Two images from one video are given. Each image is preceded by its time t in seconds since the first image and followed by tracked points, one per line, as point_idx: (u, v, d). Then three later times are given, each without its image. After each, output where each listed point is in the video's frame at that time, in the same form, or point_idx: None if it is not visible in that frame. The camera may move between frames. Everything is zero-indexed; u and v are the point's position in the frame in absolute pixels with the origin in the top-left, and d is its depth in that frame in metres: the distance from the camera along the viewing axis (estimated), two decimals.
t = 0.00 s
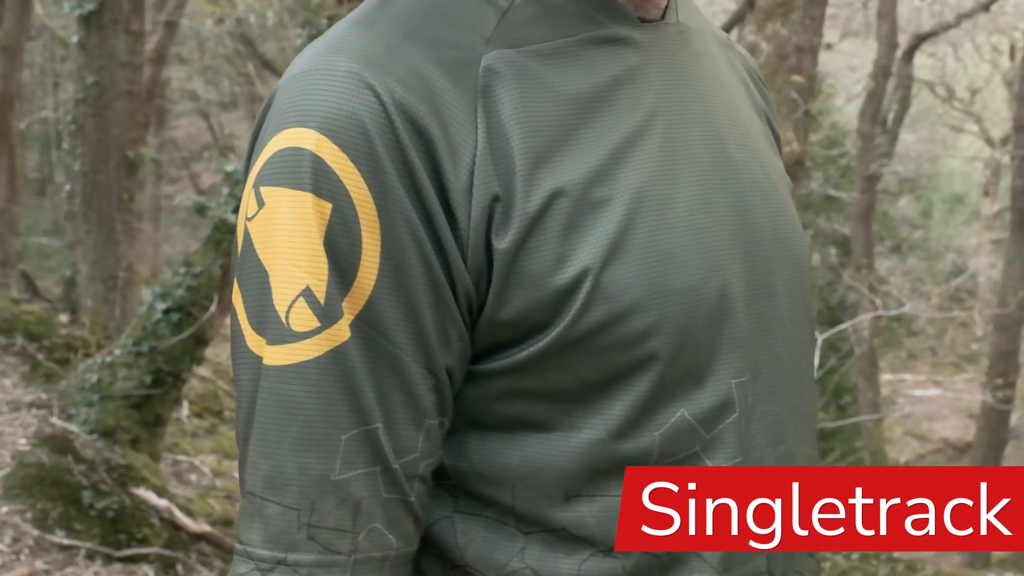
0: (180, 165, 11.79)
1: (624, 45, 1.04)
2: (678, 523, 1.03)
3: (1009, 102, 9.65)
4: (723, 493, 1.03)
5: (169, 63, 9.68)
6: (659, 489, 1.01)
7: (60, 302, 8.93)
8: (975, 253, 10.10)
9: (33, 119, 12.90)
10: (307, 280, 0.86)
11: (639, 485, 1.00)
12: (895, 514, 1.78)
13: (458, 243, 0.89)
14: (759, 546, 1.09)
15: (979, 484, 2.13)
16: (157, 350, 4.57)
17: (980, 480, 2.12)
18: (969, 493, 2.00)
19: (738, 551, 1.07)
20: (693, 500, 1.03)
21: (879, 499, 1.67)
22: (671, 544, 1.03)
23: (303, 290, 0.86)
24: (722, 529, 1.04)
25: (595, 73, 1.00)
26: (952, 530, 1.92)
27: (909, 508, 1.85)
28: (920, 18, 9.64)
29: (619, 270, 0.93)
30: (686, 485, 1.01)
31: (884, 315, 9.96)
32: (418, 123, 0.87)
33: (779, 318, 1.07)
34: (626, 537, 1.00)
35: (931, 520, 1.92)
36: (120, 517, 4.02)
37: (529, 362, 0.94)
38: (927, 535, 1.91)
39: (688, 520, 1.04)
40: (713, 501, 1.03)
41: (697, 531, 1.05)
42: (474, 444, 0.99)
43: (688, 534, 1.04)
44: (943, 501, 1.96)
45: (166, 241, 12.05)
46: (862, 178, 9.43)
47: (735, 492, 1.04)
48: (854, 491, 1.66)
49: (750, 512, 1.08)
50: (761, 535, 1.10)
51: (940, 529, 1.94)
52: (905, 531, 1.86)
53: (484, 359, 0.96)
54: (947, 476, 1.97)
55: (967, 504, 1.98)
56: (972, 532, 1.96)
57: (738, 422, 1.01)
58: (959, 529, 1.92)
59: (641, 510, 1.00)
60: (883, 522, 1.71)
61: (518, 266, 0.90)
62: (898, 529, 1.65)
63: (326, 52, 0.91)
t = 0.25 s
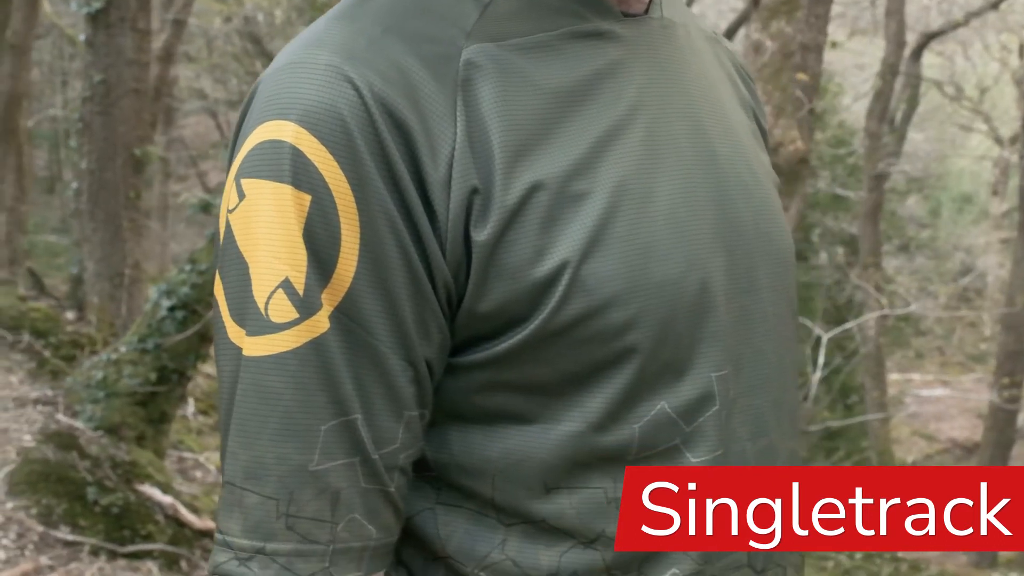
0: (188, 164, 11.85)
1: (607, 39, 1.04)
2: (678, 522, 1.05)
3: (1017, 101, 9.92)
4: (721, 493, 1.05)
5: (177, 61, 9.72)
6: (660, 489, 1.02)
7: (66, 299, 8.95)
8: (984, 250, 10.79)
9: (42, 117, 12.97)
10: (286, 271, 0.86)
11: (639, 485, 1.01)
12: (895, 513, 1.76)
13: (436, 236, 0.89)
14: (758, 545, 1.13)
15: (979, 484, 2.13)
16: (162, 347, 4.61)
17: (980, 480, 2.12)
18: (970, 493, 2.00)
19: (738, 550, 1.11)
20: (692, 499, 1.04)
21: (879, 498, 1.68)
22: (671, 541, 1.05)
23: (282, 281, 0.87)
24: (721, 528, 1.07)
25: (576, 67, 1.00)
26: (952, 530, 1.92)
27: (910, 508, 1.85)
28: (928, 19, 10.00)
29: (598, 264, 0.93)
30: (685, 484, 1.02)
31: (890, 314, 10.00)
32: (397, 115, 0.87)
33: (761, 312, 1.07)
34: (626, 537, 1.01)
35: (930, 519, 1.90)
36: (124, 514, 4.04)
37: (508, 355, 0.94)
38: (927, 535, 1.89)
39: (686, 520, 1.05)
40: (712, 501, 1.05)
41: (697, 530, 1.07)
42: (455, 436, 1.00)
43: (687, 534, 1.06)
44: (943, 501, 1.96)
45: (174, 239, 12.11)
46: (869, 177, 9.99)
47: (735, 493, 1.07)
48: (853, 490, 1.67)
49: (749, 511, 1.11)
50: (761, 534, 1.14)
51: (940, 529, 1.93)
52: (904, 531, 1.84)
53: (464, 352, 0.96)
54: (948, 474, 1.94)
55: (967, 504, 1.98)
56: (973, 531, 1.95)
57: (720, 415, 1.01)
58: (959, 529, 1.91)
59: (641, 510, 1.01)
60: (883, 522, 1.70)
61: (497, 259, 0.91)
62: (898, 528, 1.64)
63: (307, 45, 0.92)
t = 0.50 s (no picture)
0: (196, 162, 11.90)
1: (588, 34, 1.05)
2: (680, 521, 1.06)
3: None
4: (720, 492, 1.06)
5: (185, 59, 9.75)
6: (659, 489, 1.02)
7: (73, 296, 8.98)
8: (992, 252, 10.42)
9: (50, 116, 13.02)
10: (265, 264, 0.87)
11: (639, 485, 1.02)
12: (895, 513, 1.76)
13: (415, 229, 0.90)
14: (758, 546, 1.14)
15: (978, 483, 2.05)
16: (167, 345, 4.65)
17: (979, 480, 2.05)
18: (969, 492, 1.95)
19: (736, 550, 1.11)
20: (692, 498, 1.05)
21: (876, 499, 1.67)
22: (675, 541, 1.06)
23: (260, 274, 0.87)
24: (722, 528, 1.09)
25: (556, 62, 1.00)
26: (952, 530, 1.87)
27: (907, 508, 1.82)
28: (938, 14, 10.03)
29: (577, 258, 0.94)
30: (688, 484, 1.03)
31: (897, 313, 9.99)
32: (375, 109, 0.88)
33: (743, 306, 1.08)
34: (627, 538, 1.02)
35: (931, 520, 1.88)
36: (129, 510, 4.04)
37: (487, 348, 0.95)
38: (927, 536, 1.86)
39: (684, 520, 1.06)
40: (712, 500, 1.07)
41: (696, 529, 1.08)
42: (436, 428, 1.00)
43: (687, 533, 1.07)
44: (943, 501, 1.90)
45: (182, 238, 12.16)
46: (877, 176, 10.09)
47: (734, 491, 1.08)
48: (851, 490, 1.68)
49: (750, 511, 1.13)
50: (760, 535, 1.16)
51: (939, 530, 1.89)
52: (903, 530, 1.82)
53: (444, 345, 0.97)
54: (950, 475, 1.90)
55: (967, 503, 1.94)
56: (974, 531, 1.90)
57: (700, 410, 1.02)
58: (959, 529, 1.87)
59: (641, 509, 1.02)
60: (884, 520, 1.70)
61: (476, 253, 0.91)
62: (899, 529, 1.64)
63: (287, 40, 0.92)
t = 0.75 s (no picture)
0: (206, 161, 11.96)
1: (567, 29, 1.05)
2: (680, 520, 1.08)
3: None
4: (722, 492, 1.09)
5: (194, 58, 9.82)
6: (660, 489, 1.03)
7: (82, 294, 9.07)
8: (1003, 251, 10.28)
9: (60, 115, 13.11)
10: (240, 257, 0.88)
11: (640, 485, 1.02)
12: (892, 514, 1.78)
13: (390, 222, 0.91)
14: (758, 545, 1.18)
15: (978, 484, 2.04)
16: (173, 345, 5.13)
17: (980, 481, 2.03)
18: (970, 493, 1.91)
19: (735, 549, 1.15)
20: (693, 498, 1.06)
21: (879, 500, 1.70)
22: (676, 540, 1.08)
23: (236, 267, 0.88)
24: (722, 528, 1.12)
25: (534, 57, 1.01)
26: (952, 530, 1.86)
27: (910, 508, 1.83)
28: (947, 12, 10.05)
29: (553, 251, 0.95)
30: (692, 485, 1.05)
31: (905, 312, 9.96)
32: (350, 104, 0.89)
33: (722, 301, 1.09)
34: (627, 537, 1.03)
35: (930, 521, 1.89)
36: (134, 507, 4.35)
37: (463, 341, 0.96)
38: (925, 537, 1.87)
39: (685, 520, 1.09)
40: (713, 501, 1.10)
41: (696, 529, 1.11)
42: (414, 421, 1.01)
43: (687, 533, 1.10)
44: (944, 501, 1.90)
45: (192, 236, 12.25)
46: (887, 175, 10.08)
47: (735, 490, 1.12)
48: (853, 491, 1.71)
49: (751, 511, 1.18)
50: (761, 534, 1.21)
51: (940, 529, 1.88)
52: (902, 532, 1.83)
53: (421, 338, 0.98)
54: (952, 476, 1.90)
55: (969, 504, 1.92)
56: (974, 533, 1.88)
57: (676, 403, 1.02)
58: (959, 529, 1.86)
59: (642, 509, 1.03)
60: (882, 522, 1.73)
61: (450, 246, 0.92)
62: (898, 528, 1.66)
63: (262, 36, 0.93)
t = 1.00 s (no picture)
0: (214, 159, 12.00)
1: (549, 25, 1.06)
2: (680, 521, 1.11)
3: None
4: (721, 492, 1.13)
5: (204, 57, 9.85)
6: (661, 489, 1.06)
7: (91, 292, 9.12)
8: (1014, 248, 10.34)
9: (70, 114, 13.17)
10: (221, 250, 0.89)
11: (642, 486, 1.04)
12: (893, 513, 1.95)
13: (369, 214, 0.92)
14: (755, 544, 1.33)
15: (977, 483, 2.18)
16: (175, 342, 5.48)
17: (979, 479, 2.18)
18: (968, 492, 2.10)
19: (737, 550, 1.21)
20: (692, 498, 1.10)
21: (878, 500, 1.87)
22: (674, 541, 1.11)
23: (216, 260, 0.89)
24: (722, 528, 1.17)
25: (515, 53, 1.02)
26: (951, 529, 2.05)
27: (910, 508, 2.01)
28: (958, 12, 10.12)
29: (531, 246, 0.95)
30: (691, 486, 1.08)
31: (913, 311, 9.95)
32: (330, 100, 0.90)
33: (704, 296, 1.09)
34: (627, 538, 1.05)
35: (931, 520, 2.07)
36: (138, 504, 4.62)
37: (443, 334, 0.96)
38: (927, 535, 2.05)
39: (682, 521, 1.11)
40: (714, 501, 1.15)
41: (696, 529, 1.15)
42: (396, 414, 1.02)
43: (687, 534, 1.13)
44: (943, 501, 2.08)
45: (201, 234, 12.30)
46: (895, 173, 10.06)
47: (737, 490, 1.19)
48: (854, 492, 1.88)
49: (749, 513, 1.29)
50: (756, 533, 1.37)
51: (939, 529, 2.07)
52: (902, 529, 2.01)
53: (402, 331, 0.99)
54: (950, 476, 2.09)
55: (966, 504, 2.11)
56: (971, 531, 2.07)
57: (657, 397, 1.03)
58: (957, 528, 2.05)
59: (642, 509, 1.04)
60: (882, 522, 1.89)
61: (429, 240, 0.93)
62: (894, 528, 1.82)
63: (244, 32, 0.94)
